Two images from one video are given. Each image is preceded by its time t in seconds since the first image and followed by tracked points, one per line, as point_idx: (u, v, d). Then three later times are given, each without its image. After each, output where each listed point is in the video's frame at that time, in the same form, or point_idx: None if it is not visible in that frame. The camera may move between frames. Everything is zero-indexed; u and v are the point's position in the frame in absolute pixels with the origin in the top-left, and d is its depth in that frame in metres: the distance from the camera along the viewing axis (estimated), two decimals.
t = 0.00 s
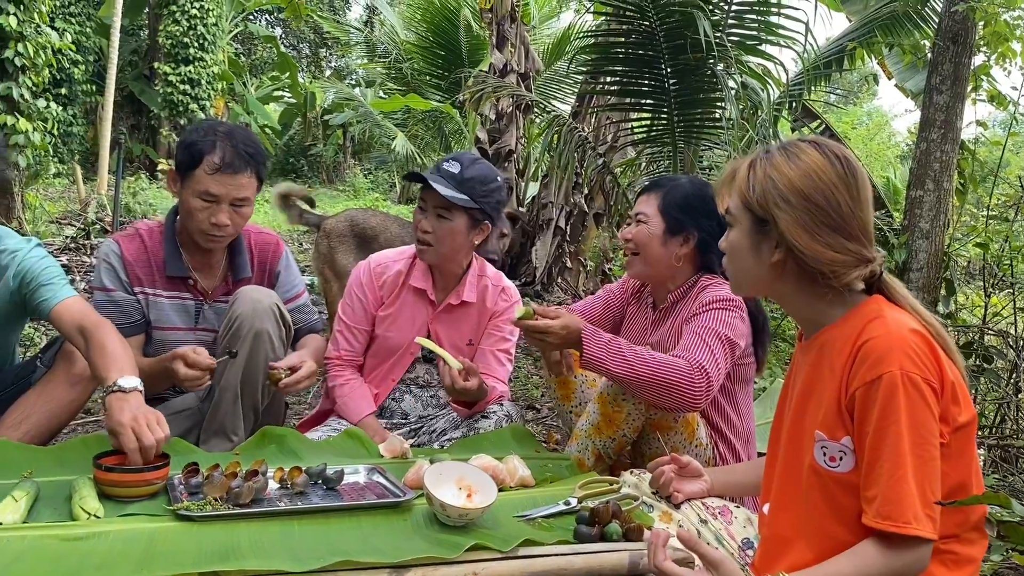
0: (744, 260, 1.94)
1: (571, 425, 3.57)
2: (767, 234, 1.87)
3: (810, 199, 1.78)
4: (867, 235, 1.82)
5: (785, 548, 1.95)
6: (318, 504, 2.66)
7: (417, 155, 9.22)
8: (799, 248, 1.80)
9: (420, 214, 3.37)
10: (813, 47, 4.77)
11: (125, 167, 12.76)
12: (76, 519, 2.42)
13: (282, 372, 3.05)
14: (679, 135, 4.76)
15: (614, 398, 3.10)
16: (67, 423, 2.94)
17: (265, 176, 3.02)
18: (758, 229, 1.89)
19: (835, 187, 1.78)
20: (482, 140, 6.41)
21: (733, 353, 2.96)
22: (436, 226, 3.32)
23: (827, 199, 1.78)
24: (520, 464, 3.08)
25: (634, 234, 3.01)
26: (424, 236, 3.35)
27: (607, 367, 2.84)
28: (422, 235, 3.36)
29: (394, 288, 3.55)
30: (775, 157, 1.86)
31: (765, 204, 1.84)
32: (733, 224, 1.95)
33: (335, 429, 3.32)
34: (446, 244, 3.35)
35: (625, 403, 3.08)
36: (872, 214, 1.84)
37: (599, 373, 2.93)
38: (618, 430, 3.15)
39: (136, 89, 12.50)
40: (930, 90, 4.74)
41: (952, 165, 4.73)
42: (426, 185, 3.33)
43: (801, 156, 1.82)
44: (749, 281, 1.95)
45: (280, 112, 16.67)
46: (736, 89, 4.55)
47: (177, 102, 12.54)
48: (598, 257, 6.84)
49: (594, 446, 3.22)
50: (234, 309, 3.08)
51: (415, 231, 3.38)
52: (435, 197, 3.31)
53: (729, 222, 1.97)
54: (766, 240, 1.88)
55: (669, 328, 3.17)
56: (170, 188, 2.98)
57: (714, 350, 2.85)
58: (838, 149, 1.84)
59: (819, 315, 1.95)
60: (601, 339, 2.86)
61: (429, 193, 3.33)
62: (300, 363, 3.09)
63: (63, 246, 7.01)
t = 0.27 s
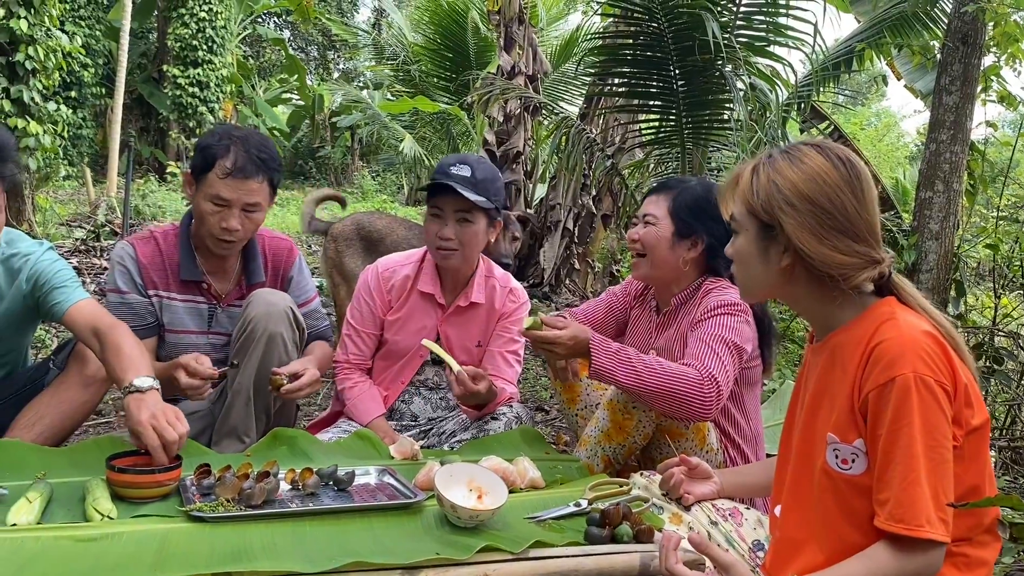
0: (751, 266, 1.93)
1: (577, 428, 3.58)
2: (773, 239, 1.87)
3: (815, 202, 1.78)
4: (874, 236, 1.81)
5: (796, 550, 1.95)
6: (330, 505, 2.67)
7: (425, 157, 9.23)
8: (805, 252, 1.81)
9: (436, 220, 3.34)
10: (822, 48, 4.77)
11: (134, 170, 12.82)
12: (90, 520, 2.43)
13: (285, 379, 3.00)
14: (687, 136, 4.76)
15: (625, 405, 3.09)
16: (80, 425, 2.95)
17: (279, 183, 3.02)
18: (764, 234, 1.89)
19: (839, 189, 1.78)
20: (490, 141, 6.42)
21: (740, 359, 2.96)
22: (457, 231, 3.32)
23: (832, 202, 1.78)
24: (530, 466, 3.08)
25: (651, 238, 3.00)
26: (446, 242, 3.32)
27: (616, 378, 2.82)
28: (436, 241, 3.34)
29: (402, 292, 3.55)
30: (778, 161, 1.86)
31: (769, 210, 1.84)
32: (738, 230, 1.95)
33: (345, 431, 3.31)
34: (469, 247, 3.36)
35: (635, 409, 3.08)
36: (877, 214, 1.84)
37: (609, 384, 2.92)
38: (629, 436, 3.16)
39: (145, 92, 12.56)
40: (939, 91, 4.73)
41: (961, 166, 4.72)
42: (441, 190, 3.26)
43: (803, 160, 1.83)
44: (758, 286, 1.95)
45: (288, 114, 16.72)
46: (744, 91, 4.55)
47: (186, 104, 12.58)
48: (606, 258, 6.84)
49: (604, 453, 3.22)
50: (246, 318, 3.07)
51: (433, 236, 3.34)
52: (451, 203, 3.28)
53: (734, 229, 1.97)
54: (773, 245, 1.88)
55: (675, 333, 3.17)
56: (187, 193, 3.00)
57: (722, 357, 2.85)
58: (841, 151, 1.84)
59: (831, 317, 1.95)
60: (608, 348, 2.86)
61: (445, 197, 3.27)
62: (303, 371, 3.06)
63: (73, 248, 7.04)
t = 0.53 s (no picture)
0: (765, 270, 1.93)
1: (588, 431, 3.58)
2: (786, 242, 1.87)
3: (828, 205, 1.78)
4: (888, 237, 1.80)
5: (811, 553, 1.95)
6: (343, 506, 2.68)
7: (434, 159, 9.25)
8: (819, 254, 1.80)
9: (447, 227, 3.32)
10: (833, 49, 4.75)
11: (145, 172, 12.88)
12: (105, 521, 2.44)
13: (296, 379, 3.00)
14: (698, 137, 4.77)
15: (637, 413, 3.05)
16: (95, 426, 2.96)
17: (294, 188, 3.02)
18: (777, 237, 1.88)
19: (852, 191, 1.77)
20: (500, 143, 6.42)
21: (748, 366, 2.95)
22: (470, 237, 3.31)
23: (845, 204, 1.77)
24: (543, 467, 3.07)
25: (677, 256, 2.93)
26: (460, 249, 3.32)
27: (622, 390, 2.83)
28: (447, 249, 3.34)
29: (412, 295, 3.54)
30: (791, 163, 1.86)
31: (782, 212, 1.84)
32: (751, 233, 1.95)
33: (357, 433, 3.32)
34: (482, 251, 3.35)
35: (648, 417, 3.03)
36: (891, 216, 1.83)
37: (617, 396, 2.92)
38: (641, 442, 3.15)
39: (157, 94, 12.61)
40: (952, 91, 4.71)
41: (974, 167, 4.70)
42: (452, 198, 3.24)
43: (816, 162, 1.82)
44: (771, 289, 1.95)
45: (298, 116, 16.76)
46: (755, 92, 4.55)
47: (197, 107, 12.63)
48: (616, 259, 6.84)
49: (615, 458, 3.22)
50: (262, 315, 3.09)
51: (446, 243, 3.34)
52: (462, 209, 3.26)
53: (747, 232, 1.96)
54: (786, 248, 1.87)
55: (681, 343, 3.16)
56: (202, 195, 3.00)
57: (731, 368, 2.84)
58: (854, 153, 1.83)
59: (846, 320, 1.94)
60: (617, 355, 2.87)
61: (457, 204, 3.25)
62: (314, 373, 3.06)
63: (86, 250, 7.08)
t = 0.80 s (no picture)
0: (783, 264, 1.94)
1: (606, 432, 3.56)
2: (803, 238, 1.86)
3: (845, 204, 1.76)
4: (907, 241, 1.77)
5: (828, 556, 1.94)
6: (359, 508, 2.68)
7: (446, 160, 9.27)
8: (832, 253, 1.79)
9: (460, 233, 3.32)
10: (847, 49, 4.74)
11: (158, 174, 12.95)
12: (124, 522, 2.45)
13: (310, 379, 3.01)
14: (711, 138, 4.78)
15: (652, 414, 3.06)
16: (113, 428, 2.97)
17: (312, 192, 3.04)
18: (795, 232, 1.88)
19: (871, 192, 1.75)
20: (512, 145, 6.40)
21: (765, 371, 2.94)
22: (484, 242, 3.31)
23: (862, 205, 1.75)
24: (559, 469, 3.07)
25: (717, 274, 2.94)
26: (473, 254, 3.31)
27: (638, 394, 2.83)
28: (460, 254, 3.34)
29: (424, 298, 3.54)
30: (814, 160, 1.85)
31: (800, 208, 1.83)
32: (773, 226, 1.95)
33: (372, 434, 3.33)
34: (495, 255, 3.35)
35: (663, 419, 3.05)
36: (914, 220, 1.79)
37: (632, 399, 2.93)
38: (655, 444, 3.15)
39: (170, 97, 12.68)
40: (967, 91, 4.69)
41: (989, 167, 4.68)
42: (464, 204, 3.22)
43: (839, 160, 1.80)
44: (789, 283, 1.96)
45: (309, 119, 16.81)
46: (769, 92, 4.56)
47: (210, 110, 12.69)
48: (628, 261, 6.84)
49: (629, 459, 3.23)
50: (279, 315, 3.10)
51: (459, 250, 3.33)
52: (476, 215, 3.25)
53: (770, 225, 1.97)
54: (803, 244, 1.87)
55: (700, 348, 3.16)
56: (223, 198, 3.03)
57: (748, 373, 2.83)
58: (879, 153, 1.81)
59: (863, 321, 1.94)
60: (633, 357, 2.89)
61: (469, 211, 3.24)
62: (327, 373, 3.08)
63: (101, 253, 7.12)
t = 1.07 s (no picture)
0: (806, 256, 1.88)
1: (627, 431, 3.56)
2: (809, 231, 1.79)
3: (843, 201, 1.67)
4: (909, 245, 1.64)
5: (842, 560, 1.90)
6: (379, 509, 2.69)
7: (461, 162, 9.29)
8: (826, 250, 1.72)
9: (476, 239, 3.31)
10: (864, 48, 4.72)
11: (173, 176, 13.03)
12: (145, 523, 2.46)
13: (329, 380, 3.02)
14: (728, 139, 4.78)
15: (671, 413, 3.04)
16: (132, 430, 2.97)
17: (330, 194, 3.05)
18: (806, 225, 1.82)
19: (871, 191, 1.64)
20: (527, 146, 6.37)
21: (791, 370, 2.93)
22: (500, 247, 3.31)
23: (859, 203, 1.65)
24: (577, 471, 3.07)
25: (754, 272, 2.93)
26: (489, 260, 3.31)
27: (660, 389, 2.82)
28: (476, 258, 3.33)
29: (440, 300, 3.54)
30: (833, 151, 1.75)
31: (807, 200, 1.77)
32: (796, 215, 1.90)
33: (389, 435, 3.33)
34: (512, 259, 3.36)
35: (682, 417, 3.02)
36: (929, 225, 1.64)
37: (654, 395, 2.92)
38: (674, 444, 3.12)
39: (185, 100, 12.77)
40: (985, 91, 4.67)
41: (1008, 167, 4.66)
42: (480, 211, 3.22)
43: (852, 154, 1.70)
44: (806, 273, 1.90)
45: (323, 121, 16.88)
46: (785, 92, 4.55)
47: (225, 112, 12.76)
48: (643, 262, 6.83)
49: (649, 459, 3.20)
50: (296, 319, 3.11)
51: (475, 255, 3.33)
52: (492, 222, 3.24)
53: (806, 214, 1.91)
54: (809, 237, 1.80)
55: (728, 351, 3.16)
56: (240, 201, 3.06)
57: (773, 370, 2.83)
58: (899, 149, 1.67)
59: (880, 321, 1.85)
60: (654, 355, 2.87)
61: (485, 217, 3.23)
62: (345, 375, 3.07)
63: (118, 254, 7.17)
